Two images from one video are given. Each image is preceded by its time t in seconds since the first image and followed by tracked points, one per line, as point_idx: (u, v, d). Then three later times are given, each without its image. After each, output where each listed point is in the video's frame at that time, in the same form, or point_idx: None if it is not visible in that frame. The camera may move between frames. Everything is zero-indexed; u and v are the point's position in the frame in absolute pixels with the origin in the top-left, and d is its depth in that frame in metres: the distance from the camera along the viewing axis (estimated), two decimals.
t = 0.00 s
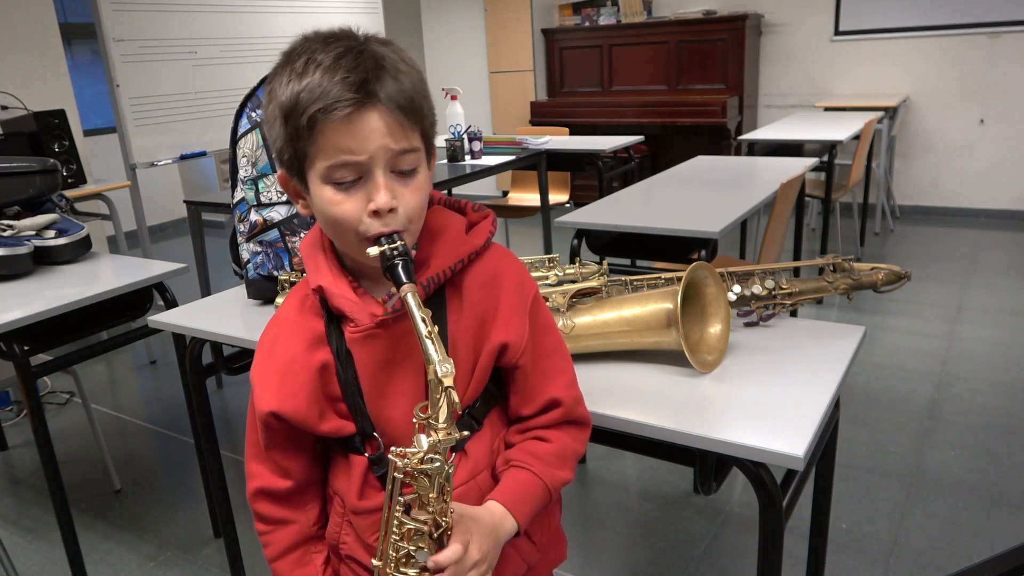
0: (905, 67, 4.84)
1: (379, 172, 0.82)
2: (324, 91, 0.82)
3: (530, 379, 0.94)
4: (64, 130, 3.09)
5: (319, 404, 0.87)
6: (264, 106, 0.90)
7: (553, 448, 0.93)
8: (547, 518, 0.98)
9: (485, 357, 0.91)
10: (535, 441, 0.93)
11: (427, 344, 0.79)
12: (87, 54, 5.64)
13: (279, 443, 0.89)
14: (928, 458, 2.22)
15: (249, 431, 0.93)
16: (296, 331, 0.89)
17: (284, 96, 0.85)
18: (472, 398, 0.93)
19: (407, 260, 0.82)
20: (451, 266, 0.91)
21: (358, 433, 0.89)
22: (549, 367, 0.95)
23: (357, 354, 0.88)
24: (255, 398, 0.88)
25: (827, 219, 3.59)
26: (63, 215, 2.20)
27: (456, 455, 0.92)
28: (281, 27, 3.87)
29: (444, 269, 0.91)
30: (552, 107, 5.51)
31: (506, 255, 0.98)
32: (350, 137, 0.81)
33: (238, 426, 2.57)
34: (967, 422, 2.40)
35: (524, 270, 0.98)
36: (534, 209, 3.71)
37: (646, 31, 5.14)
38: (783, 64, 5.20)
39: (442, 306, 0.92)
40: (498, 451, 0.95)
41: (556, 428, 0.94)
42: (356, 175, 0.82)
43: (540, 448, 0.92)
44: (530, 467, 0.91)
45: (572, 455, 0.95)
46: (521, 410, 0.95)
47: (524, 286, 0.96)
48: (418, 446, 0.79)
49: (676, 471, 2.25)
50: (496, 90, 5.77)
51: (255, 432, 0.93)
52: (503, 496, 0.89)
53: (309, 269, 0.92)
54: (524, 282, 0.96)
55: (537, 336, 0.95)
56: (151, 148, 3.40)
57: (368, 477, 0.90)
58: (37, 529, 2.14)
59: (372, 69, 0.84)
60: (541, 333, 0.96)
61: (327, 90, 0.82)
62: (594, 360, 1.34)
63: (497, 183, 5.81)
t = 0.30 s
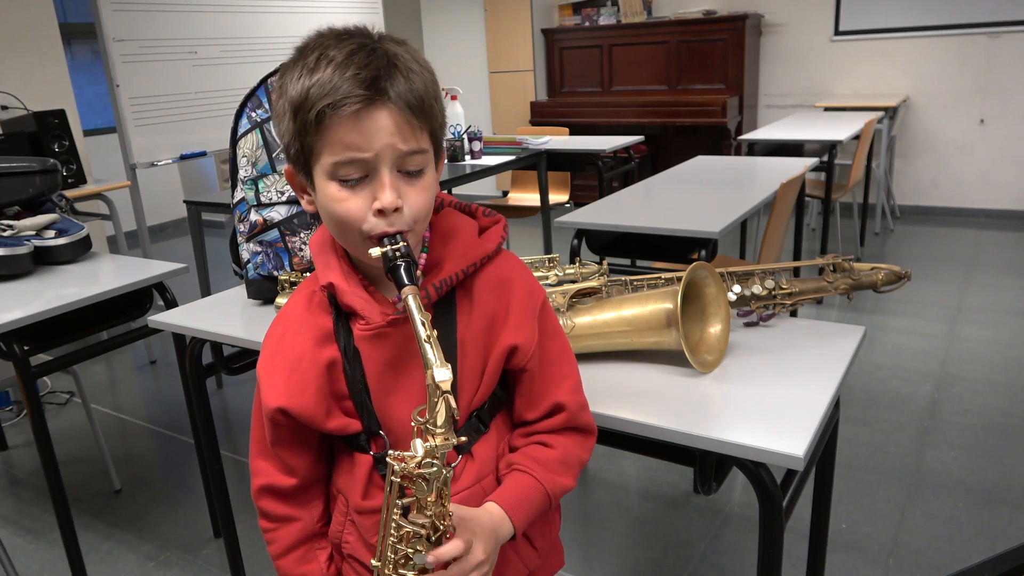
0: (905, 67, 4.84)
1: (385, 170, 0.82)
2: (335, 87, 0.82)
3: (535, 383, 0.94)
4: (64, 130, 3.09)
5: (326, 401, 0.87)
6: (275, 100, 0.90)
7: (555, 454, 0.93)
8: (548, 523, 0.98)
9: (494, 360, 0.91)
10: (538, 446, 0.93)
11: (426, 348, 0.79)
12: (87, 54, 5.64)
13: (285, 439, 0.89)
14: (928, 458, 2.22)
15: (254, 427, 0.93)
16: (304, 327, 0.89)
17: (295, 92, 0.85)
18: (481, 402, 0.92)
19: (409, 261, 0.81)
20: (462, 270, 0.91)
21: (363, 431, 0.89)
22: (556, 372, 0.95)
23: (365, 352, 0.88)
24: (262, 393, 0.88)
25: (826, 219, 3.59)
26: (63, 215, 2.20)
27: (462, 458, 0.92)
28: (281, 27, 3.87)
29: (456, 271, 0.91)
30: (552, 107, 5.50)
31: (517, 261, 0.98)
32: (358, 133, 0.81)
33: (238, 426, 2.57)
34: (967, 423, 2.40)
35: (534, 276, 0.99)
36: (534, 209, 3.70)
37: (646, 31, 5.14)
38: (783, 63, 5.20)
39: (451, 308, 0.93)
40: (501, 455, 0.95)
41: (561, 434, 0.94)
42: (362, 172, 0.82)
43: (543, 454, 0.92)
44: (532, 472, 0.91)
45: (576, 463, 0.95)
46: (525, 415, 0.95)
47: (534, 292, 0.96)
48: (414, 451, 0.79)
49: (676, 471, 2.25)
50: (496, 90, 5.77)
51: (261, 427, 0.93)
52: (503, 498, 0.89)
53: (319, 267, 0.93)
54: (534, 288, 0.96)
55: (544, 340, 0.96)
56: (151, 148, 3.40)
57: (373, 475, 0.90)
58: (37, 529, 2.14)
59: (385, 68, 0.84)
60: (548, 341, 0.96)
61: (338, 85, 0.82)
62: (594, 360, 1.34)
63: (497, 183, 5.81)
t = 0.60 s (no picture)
0: (905, 67, 4.84)
1: (388, 169, 0.82)
2: (337, 85, 0.82)
3: (533, 379, 0.94)
4: (64, 130, 3.09)
5: (325, 403, 0.87)
6: (275, 99, 0.90)
7: (554, 445, 0.93)
8: (546, 520, 0.98)
9: (494, 356, 0.91)
10: (538, 438, 0.93)
11: (425, 347, 0.79)
12: (87, 54, 5.64)
13: (284, 441, 0.89)
14: (928, 458, 2.22)
15: (252, 429, 0.93)
16: (303, 328, 0.89)
17: (296, 90, 0.85)
18: (480, 399, 0.92)
19: (412, 261, 0.81)
20: (462, 268, 0.91)
21: (363, 432, 0.89)
22: (553, 368, 0.95)
23: (364, 353, 0.88)
24: (260, 395, 0.87)
25: (826, 219, 3.59)
26: (63, 215, 2.20)
27: (462, 456, 0.92)
28: (281, 27, 3.87)
29: (456, 270, 0.91)
30: (552, 107, 5.50)
31: (515, 258, 0.98)
32: (361, 131, 0.81)
33: (238, 426, 2.57)
34: (967, 423, 2.40)
35: (532, 273, 0.99)
36: (534, 209, 3.70)
37: (646, 31, 5.14)
38: (783, 64, 5.20)
39: (451, 307, 0.92)
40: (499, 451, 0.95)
41: (559, 428, 0.94)
42: (364, 170, 0.82)
43: (543, 445, 0.92)
44: (535, 462, 0.91)
45: (572, 456, 0.95)
46: (520, 412, 0.95)
47: (533, 289, 0.96)
48: (411, 451, 0.80)
49: (676, 471, 2.25)
50: (496, 90, 5.77)
51: (259, 428, 0.93)
52: (507, 483, 0.89)
53: (318, 266, 0.92)
54: (532, 286, 0.96)
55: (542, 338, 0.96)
56: (151, 148, 3.40)
57: (373, 476, 0.90)
58: (37, 529, 2.14)
59: (386, 66, 0.84)
60: (545, 337, 0.96)
61: (340, 84, 0.82)
62: (594, 360, 1.34)
63: (497, 183, 5.81)
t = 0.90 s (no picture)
0: (905, 67, 4.84)
1: (378, 172, 0.82)
2: (327, 89, 0.82)
3: (524, 375, 0.94)
4: (64, 130, 3.09)
5: (322, 405, 0.87)
6: (268, 104, 0.90)
7: (546, 440, 0.93)
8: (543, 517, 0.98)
9: (483, 355, 0.91)
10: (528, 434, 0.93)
11: (420, 350, 0.78)
12: (87, 54, 5.63)
13: (281, 444, 0.89)
14: (928, 458, 2.22)
15: (248, 432, 0.93)
16: (298, 332, 0.89)
17: (287, 95, 0.85)
18: (472, 398, 0.93)
19: (404, 263, 0.81)
20: (450, 267, 0.91)
21: (360, 434, 0.89)
22: (544, 363, 0.95)
23: (359, 356, 0.88)
24: (257, 397, 0.87)
25: (826, 219, 3.59)
26: (63, 215, 2.20)
27: (456, 456, 0.92)
28: (281, 27, 3.87)
29: (445, 270, 0.91)
30: (552, 107, 5.50)
31: (504, 254, 0.98)
32: (350, 135, 0.82)
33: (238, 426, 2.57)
34: (967, 423, 2.40)
35: (522, 269, 0.98)
36: (534, 209, 3.70)
37: (646, 31, 5.14)
38: (783, 64, 5.20)
39: (441, 307, 0.92)
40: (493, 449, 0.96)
41: (551, 423, 0.94)
42: (355, 175, 0.82)
43: (536, 441, 0.92)
44: (527, 458, 0.91)
45: (566, 449, 0.95)
46: (513, 409, 0.95)
47: (521, 284, 0.96)
48: (408, 454, 0.79)
49: (676, 471, 2.25)
50: (496, 90, 5.77)
51: (256, 432, 0.93)
52: (500, 483, 0.89)
53: (312, 270, 0.92)
54: (521, 280, 0.96)
55: (532, 333, 0.96)
56: (151, 148, 3.40)
57: (369, 478, 0.90)
58: (37, 529, 2.14)
59: (376, 70, 0.84)
60: (534, 331, 0.96)
61: (329, 88, 0.82)
62: (594, 360, 1.34)
63: (497, 183, 5.81)
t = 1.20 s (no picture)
0: (905, 67, 4.84)
1: (366, 171, 0.82)
2: (315, 88, 0.82)
3: (522, 372, 0.94)
4: (64, 130, 3.09)
5: (323, 404, 0.87)
6: (262, 102, 0.90)
7: (545, 437, 0.93)
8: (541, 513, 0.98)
9: (482, 352, 0.91)
10: (527, 432, 0.93)
11: (414, 346, 0.79)
12: (87, 54, 5.63)
13: (282, 444, 0.88)
14: (928, 458, 2.22)
15: (247, 433, 0.93)
16: (297, 331, 0.89)
17: (278, 93, 0.86)
18: (471, 395, 0.92)
19: (394, 261, 0.81)
20: (450, 265, 0.91)
21: (360, 432, 0.89)
22: (541, 361, 0.95)
23: (360, 354, 0.88)
24: (257, 397, 0.86)
25: (826, 219, 3.59)
26: (63, 215, 2.20)
27: (455, 452, 0.92)
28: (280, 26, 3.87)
29: (445, 268, 0.91)
30: (552, 107, 5.50)
31: (501, 252, 0.98)
32: (337, 134, 0.82)
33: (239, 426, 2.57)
34: (967, 423, 2.40)
35: (518, 267, 0.99)
36: (534, 209, 3.70)
37: (646, 31, 5.14)
38: (783, 64, 5.19)
39: (439, 305, 0.93)
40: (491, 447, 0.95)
41: (548, 419, 0.95)
42: (343, 173, 0.82)
43: (535, 438, 0.92)
44: (527, 456, 0.91)
45: (564, 446, 0.95)
46: (510, 405, 0.95)
47: (517, 281, 0.96)
48: (407, 448, 0.79)
49: (676, 471, 2.25)
50: (496, 90, 5.77)
51: (254, 434, 0.92)
52: (499, 482, 0.89)
53: (308, 268, 0.92)
54: (517, 279, 0.96)
55: (528, 330, 0.96)
56: (151, 148, 3.40)
57: (370, 477, 0.90)
58: (37, 529, 2.14)
59: (364, 69, 0.84)
60: (531, 329, 0.96)
61: (317, 87, 0.82)
62: (594, 361, 1.34)
63: (497, 183, 5.81)
